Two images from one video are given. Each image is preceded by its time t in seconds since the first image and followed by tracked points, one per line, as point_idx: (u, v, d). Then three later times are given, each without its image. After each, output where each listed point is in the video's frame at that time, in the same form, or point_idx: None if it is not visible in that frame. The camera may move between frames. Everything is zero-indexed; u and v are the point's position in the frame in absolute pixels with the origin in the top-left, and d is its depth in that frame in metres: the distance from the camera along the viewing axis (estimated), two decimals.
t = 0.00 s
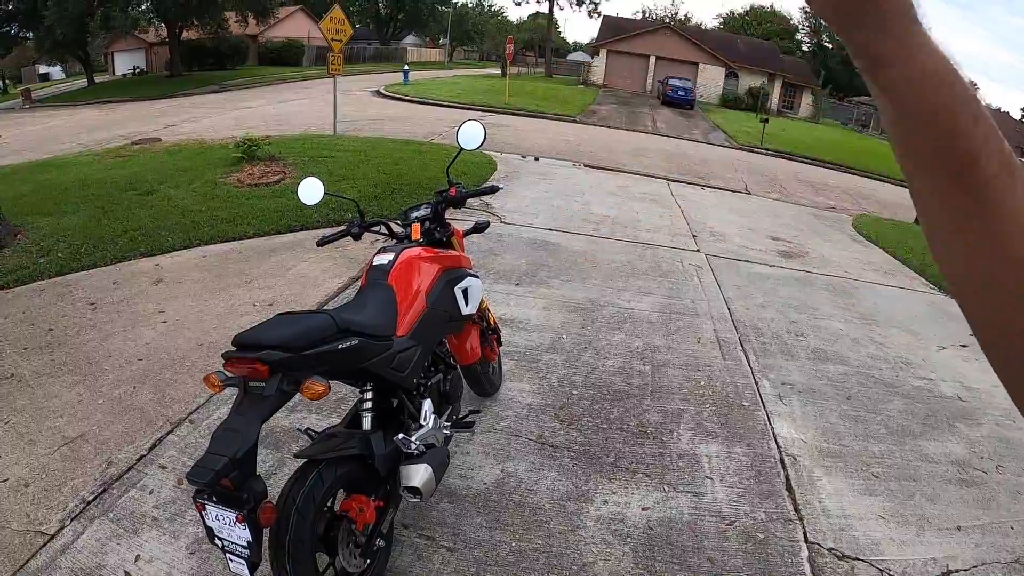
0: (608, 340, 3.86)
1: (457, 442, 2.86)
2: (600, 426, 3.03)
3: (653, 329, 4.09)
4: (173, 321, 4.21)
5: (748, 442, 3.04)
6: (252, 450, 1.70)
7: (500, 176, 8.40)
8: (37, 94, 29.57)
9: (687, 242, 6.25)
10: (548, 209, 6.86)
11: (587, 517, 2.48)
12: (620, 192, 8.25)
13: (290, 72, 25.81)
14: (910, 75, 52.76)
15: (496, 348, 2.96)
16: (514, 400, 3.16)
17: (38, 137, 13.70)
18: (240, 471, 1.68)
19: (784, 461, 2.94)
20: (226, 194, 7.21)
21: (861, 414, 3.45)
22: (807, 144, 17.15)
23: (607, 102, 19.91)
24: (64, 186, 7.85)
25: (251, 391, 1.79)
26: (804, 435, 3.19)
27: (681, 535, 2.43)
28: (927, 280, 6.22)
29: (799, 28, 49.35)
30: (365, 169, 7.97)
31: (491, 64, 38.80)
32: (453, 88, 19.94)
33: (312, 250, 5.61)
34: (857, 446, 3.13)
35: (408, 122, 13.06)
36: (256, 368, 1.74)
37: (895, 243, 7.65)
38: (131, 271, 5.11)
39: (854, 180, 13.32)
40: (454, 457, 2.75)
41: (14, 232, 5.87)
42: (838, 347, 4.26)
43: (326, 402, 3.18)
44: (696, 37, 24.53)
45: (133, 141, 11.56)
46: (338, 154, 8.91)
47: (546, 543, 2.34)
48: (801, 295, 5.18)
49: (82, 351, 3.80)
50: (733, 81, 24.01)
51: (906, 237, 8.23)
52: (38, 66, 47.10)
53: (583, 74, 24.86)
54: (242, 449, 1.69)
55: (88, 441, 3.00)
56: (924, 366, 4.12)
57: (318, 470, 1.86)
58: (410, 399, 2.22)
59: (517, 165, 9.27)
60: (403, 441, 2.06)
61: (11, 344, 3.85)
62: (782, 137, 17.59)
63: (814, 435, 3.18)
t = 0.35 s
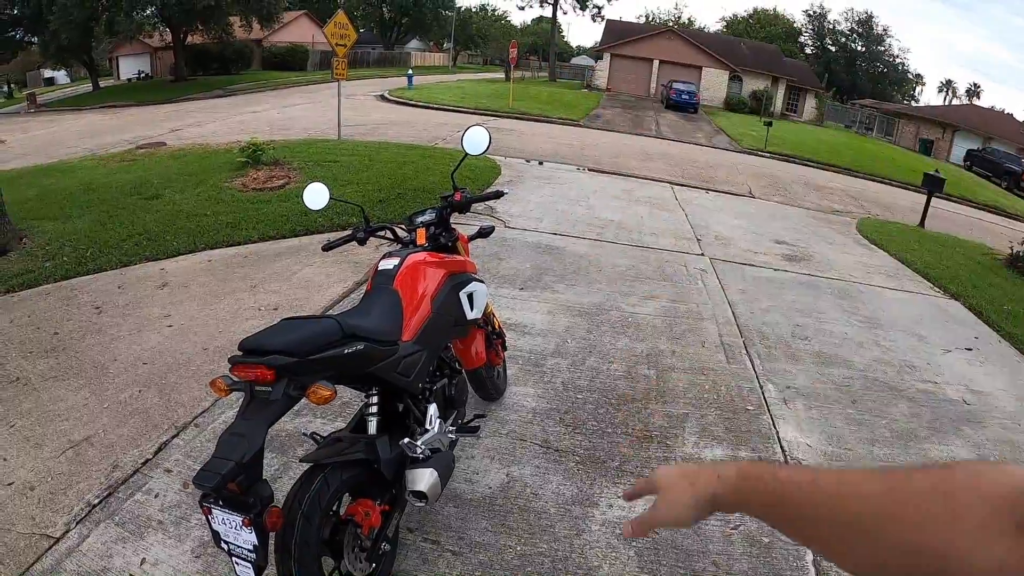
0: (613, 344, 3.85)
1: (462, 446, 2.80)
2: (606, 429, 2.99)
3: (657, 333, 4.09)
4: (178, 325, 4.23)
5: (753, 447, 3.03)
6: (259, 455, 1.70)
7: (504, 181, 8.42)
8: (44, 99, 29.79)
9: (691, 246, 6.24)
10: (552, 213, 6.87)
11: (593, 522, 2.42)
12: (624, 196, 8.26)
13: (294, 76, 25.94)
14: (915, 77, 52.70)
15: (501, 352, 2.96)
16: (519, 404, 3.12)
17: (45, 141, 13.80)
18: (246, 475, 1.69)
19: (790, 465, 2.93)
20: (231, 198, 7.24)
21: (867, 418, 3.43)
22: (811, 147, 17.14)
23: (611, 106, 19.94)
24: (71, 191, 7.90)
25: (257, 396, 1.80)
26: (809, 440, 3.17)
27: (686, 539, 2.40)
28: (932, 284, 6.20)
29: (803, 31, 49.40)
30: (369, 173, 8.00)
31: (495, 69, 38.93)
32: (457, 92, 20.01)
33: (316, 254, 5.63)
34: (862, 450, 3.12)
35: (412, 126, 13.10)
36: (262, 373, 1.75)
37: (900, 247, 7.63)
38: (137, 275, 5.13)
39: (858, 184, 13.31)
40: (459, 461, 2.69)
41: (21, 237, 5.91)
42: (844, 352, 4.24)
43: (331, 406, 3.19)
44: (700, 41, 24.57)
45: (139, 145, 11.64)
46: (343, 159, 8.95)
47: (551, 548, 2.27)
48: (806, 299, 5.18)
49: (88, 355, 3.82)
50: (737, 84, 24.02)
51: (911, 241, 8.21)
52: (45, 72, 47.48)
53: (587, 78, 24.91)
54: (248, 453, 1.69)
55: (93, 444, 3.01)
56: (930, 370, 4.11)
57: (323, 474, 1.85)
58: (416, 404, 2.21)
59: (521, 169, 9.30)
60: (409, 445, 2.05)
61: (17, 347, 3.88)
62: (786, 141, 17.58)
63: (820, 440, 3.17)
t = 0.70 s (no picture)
0: (615, 343, 3.84)
1: (463, 445, 2.77)
2: (608, 428, 2.98)
3: (659, 333, 4.08)
4: (179, 324, 4.23)
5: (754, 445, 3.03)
6: (260, 454, 1.69)
7: (505, 180, 8.41)
8: (44, 98, 29.80)
9: (692, 245, 6.24)
10: (553, 213, 6.86)
11: (595, 521, 2.40)
12: (625, 195, 8.26)
13: (294, 76, 25.93)
14: (916, 76, 52.74)
15: (502, 351, 2.94)
16: (521, 403, 3.09)
17: (44, 141, 13.79)
18: (247, 474, 1.68)
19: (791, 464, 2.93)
20: (232, 197, 7.24)
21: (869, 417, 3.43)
22: (811, 146, 17.13)
23: (611, 106, 19.95)
24: (71, 190, 7.89)
25: (258, 395, 1.79)
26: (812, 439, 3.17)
27: (688, 539, 2.38)
28: (933, 283, 6.21)
29: (803, 31, 49.47)
30: (370, 172, 8.00)
31: (495, 68, 38.94)
32: (458, 92, 20.01)
33: (317, 253, 5.62)
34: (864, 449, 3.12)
35: (412, 126, 13.10)
36: (263, 372, 1.74)
37: (901, 247, 7.63)
38: (137, 274, 5.12)
39: (859, 183, 13.31)
40: (460, 461, 2.66)
41: (21, 235, 5.90)
42: (846, 351, 4.24)
43: (332, 405, 3.18)
44: (700, 40, 24.57)
45: (139, 145, 11.63)
46: (343, 158, 8.94)
47: (553, 547, 2.25)
48: (807, 298, 5.18)
49: (88, 354, 3.81)
50: (738, 84, 24.03)
51: (912, 240, 8.21)
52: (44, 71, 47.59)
53: (588, 78, 24.90)
54: (249, 453, 1.68)
55: (93, 443, 3.01)
56: (932, 369, 4.10)
57: (325, 473, 1.84)
58: (417, 403, 2.20)
59: (522, 169, 9.29)
60: (410, 444, 2.03)
61: (17, 347, 3.87)
62: (787, 140, 17.58)
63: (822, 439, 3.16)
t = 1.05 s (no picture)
0: (612, 343, 3.86)
1: (461, 444, 2.79)
2: (606, 427, 3.00)
3: (656, 333, 4.11)
4: (179, 325, 4.25)
5: (750, 445, 3.05)
6: (261, 452, 1.72)
7: (503, 181, 8.44)
8: (42, 98, 29.79)
9: (689, 246, 6.27)
10: (551, 213, 6.89)
11: (592, 519, 2.42)
12: (623, 196, 8.29)
13: (292, 77, 25.96)
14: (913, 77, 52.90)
15: (500, 350, 2.96)
16: (519, 402, 3.12)
17: (42, 142, 13.79)
18: (249, 472, 1.70)
19: (787, 463, 2.96)
20: (230, 198, 7.26)
21: (865, 416, 3.46)
22: (809, 147, 17.19)
23: (609, 107, 20.01)
24: (69, 191, 7.90)
25: (259, 394, 1.81)
26: (808, 438, 3.19)
27: (684, 537, 2.40)
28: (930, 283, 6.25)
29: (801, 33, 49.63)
30: (368, 173, 8.02)
31: (494, 69, 38.99)
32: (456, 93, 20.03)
33: (316, 254, 5.64)
34: (860, 448, 3.15)
35: (410, 127, 13.12)
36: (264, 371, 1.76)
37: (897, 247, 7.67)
38: (136, 275, 5.14)
39: (856, 184, 13.37)
40: (458, 460, 2.68)
41: (20, 237, 5.91)
42: (842, 350, 4.27)
43: (332, 404, 3.20)
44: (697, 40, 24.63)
45: (137, 146, 11.65)
46: (341, 159, 8.97)
47: (551, 545, 2.27)
48: (804, 298, 5.21)
49: (87, 354, 3.82)
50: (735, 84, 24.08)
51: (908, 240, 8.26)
52: (42, 72, 47.59)
53: (586, 78, 24.94)
54: (250, 451, 1.70)
55: (94, 443, 3.03)
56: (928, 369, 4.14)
57: (325, 471, 1.87)
58: (416, 401, 2.22)
59: (520, 170, 9.32)
60: (409, 442, 2.06)
61: (18, 347, 3.89)
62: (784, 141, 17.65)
63: (818, 438, 3.19)
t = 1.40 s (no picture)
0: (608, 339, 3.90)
1: (457, 437, 2.82)
2: (600, 421, 3.04)
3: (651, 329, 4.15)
4: (178, 322, 4.29)
5: (743, 439, 3.09)
6: (260, 438, 1.75)
7: (501, 181, 8.49)
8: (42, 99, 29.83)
9: (686, 245, 6.32)
10: (548, 213, 6.93)
11: (586, 510, 2.45)
12: (621, 195, 8.35)
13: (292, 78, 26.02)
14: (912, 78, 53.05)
15: (495, 345, 3.00)
16: (514, 397, 3.15)
17: (43, 142, 13.84)
18: (247, 457, 1.74)
19: (779, 456, 3.00)
20: (230, 197, 7.30)
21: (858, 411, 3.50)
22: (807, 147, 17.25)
23: (607, 107, 20.07)
24: (69, 190, 7.94)
25: (258, 382, 1.85)
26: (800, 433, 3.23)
27: (677, 528, 2.42)
28: (925, 282, 6.30)
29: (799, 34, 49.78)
30: (366, 173, 8.07)
31: (493, 70, 39.06)
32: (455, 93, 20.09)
33: (315, 252, 5.68)
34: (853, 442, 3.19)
35: (409, 127, 13.18)
36: (263, 359, 1.80)
37: (893, 246, 7.72)
38: (136, 273, 5.18)
39: (854, 183, 13.44)
40: (454, 452, 2.71)
41: (21, 236, 5.95)
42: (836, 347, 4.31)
43: (330, 399, 3.24)
44: (695, 41, 24.70)
45: (137, 146, 11.70)
46: (340, 158, 9.02)
47: (544, 535, 2.30)
48: (799, 296, 5.26)
49: (88, 350, 3.86)
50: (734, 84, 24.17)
51: (905, 240, 8.32)
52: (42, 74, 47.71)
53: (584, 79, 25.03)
54: (249, 437, 1.74)
55: (95, 437, 3.06)
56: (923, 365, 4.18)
57: (321, 459, 1.90)
58: (412, 393, 2.26)
59: (518, 170, 9.38)
60: (404, 432, 2.09)
61: (19, 344, 3.92)
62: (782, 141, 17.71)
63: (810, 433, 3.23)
